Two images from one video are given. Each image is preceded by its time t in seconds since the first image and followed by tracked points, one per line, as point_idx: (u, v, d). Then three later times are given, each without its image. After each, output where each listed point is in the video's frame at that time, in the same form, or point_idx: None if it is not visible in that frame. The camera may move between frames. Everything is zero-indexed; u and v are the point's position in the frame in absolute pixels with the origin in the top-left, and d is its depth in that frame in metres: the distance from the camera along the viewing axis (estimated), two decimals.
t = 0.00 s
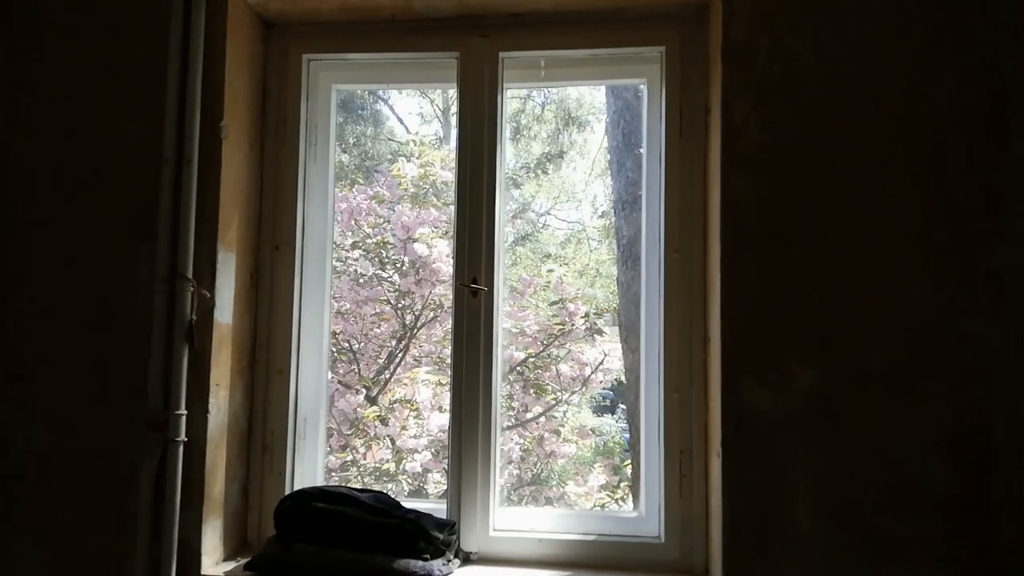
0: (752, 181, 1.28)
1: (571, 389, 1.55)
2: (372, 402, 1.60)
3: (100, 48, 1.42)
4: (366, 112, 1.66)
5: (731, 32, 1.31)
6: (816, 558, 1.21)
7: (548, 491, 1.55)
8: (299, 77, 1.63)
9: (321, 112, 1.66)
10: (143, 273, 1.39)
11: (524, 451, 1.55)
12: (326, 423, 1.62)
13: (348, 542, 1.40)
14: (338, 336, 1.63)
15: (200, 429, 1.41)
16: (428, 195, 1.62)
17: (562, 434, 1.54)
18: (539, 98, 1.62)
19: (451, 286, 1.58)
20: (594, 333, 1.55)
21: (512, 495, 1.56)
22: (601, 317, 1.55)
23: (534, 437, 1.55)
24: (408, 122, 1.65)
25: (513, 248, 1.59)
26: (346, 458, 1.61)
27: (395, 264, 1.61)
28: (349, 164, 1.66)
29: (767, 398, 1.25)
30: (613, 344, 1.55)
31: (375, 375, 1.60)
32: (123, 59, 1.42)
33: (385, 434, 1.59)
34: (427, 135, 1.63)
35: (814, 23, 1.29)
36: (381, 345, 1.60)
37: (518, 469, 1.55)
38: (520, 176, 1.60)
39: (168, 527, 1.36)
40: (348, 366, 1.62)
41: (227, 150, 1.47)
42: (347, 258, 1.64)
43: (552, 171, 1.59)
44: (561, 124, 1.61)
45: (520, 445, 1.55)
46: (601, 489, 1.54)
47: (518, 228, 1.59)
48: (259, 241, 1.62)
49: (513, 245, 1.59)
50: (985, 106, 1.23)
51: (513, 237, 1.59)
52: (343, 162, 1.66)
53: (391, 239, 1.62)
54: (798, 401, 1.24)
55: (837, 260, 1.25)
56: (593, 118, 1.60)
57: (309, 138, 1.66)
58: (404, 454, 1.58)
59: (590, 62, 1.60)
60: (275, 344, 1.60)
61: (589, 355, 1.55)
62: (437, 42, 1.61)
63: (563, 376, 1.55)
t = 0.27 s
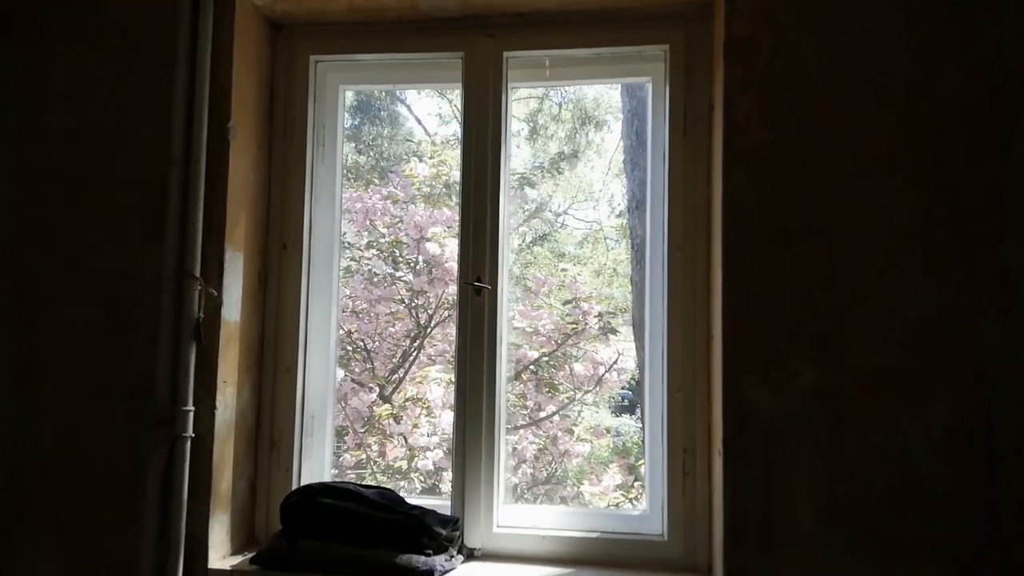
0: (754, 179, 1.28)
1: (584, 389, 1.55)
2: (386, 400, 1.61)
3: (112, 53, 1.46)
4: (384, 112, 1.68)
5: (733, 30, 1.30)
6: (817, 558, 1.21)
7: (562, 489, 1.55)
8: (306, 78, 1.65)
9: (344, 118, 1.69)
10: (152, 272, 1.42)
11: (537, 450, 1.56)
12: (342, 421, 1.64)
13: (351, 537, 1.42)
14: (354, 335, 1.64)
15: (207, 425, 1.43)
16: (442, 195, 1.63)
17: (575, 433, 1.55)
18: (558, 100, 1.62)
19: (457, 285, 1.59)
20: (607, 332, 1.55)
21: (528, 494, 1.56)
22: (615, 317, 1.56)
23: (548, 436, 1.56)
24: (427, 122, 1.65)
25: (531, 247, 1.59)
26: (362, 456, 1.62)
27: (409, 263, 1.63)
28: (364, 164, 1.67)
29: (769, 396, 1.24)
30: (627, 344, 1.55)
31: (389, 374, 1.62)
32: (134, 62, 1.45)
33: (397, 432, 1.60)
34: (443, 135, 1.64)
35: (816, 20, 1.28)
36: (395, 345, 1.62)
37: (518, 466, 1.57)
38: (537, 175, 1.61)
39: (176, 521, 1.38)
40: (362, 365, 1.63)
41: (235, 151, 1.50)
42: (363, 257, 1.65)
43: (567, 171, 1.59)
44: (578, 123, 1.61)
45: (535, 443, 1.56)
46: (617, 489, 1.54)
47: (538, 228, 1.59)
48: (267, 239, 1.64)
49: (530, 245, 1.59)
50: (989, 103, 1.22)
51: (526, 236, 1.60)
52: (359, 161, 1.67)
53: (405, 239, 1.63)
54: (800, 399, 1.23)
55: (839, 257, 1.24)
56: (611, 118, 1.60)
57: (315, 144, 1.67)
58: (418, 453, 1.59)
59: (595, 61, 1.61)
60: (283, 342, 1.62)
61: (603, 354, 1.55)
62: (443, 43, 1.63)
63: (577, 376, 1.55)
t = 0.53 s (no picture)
0: (755, 178, 1.27)
1: (600, 388, 1.54)
2: (400, 398, 1.62)
3: (121, 57, 1.49)
4: (402, 112, 1.68)
5: (733, 27, 1.30)
6: (817, 561, 1.19)
7: (577, 489, 1.55)
8: (312, 79, 1.67)
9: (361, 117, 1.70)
10: (159, 273, 1.44)
11: (552, 450, 1.56)
12: (355, 421, 1.64)
13: (353, 535, 1.43)
14: (369, 334, 1.65)
15: (213, 423, 1.45)
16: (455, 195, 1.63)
17: (590, 433, 1.54)
18: (579, 100, 1.62)
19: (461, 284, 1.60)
20: (622, 331, 1.55)
21: (544, 493, 1.56)
22: (630, 317, 1.55)
23: (563, 436, 1.55)
24: (447, 122, 1.66)
25: (550, 246, 1.59)
26: (379, 454, 1.63)
27: (423, 263, 1.63)
28: (380, 164, 1.67)
29: (769, 396, 1.23)
30: (642, 343, 1.54)
31: (405, 373, 1.62)
32: (142, 66, 1.48)
33: (409, 430, 1.61)
34: (460, 136, 1.64)
35: (817, 17, 1.27)
36: (411, 344, 1.62)
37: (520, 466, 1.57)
38: (555, 173, 1.60)
39: (182, 517, 1.41)
40: (376, 363, 1.64)
41: (240, 153, 1.52)
42: (379, 255, 1.66)
43: (586, 170, 1.59)
44: (596, 122, 1.60)
45: (550, 443, 1.56)
46: (633, 489, 1.54)
47: (558, 227, 1.59)
48: (274, 239, 1.65)
49: (550, 244, 1.59)
50: (993, 100, 1.21)
51: (541, 234, 1.59)
52: (377, 161, 1.68)
53: (418, 238, 1.64)
54: (801, 400, 1.22)
55: (840, 256, 1.23)
56: (630, 116, 1.59)
57: (324, 144, 1.69)
58: (430, 452, 1.60)
59: (598, 60, 1.60)
60: (289, 341, 1.64)
61: (618, 353, 1.55)
62: (446, 43, 1.63)
63: (592, 375, 1.55)
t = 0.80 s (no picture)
0: (757, 175, 1.24)
1: (616, 388, 1.52)
2: (411, 398, 1.60)
3: (123, 58, 1.49)
4: (419, 111, 1.66)
5: (736, 21, 1.27)
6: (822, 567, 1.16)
7: (593, 489, 1.52)
8: (315, 78, 1.66)
9: (374, 115, 1.68)
10: (161, 273, 1.44)
11: (566, 450, 1.53)
12: (365, 421, 1.63)
13: (353, 537, 1.42)
14: (382, 333, 1.63)
15: (214, 425, 1.45)
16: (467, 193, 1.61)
17: (604, 433, 1.52)
18: (599, 99, 1.58)
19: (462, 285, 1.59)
20: (636, 331, 1.52)
21: (559, 494, 1.53)
22: (645, 316, 1.52)
23: (577, 436, 1.52)
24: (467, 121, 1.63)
25: (569, 245, 1.56)
26: (393, 453, 1.61)
27: (435, 262, 1.61)
28: (394, 163, 1.65)
29: (772, 399, 1.20)
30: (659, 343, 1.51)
31: (418, 372, 1.60)
32: (144, 67, 1.48)
33: (420, 430, 1.59)
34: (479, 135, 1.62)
35: (823, 9, 1.24)
36: (424, 344, 1.60)
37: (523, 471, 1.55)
38: (574, 170, 1.57)
39: (184, 519, 1.41)
40: (389, 362, 1.62)
41: (241, 154, 1.51)
42: (392, 254, 1.64)
43: (606, 167, 1.56)
44: (614, 120, 1.57)
45: (565, 443, 1.53)
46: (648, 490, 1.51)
47: (576, 225, 1.56)
48: (277, 239, 1.65)
49: (569, 241, 1.56)
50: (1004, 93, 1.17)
51: (556, 232, 1.56)
52: (392, 161, 1.66)
53: (429, 238, 1.62)
54: (807, 402, 1.19)
55: (845, 254, 1.20)
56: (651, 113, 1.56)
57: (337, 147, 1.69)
58: (440, 452, 1.58)
59: (603, 56, 1.58)
60: (292, 342, 1.63)
61: (633, 353, 1.52)
62: (449, 41, 1.62)
63: (608, 375, 1.52)
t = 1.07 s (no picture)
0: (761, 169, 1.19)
1: (632, 389, 1.47)
2: (421, 398, 1.56)
3: (119, 54, 1.47)
4: (435, 110, 1.62)
5: (741, 9, 1.22)
6: None
7: (607, 491, 1.47)
8: (313, 74, 1.64)
9: (383, 113, 1.65)
10: (157, 272, 1.42)
11: (580, 451, 1.48)
12: (374, 420, 1.59)
13: (350, 541, 1.39)
14: (394, 332, 1.59)
15: (209, 425, 1.43)
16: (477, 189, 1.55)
17: (617, 434, 1.47)
18: (619, 98, 1.53)
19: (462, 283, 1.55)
20: (651, 331, 1.47)
21: (573, 496, 1.49)
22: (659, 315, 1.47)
23: (590, 437, 1.48)
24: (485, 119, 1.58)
25: (587, 243, 1.51)
26: (405, 454, 1.57)
27: (445, 261, 1.57)
28: (407, 161, 1.61)
29: (775, 401, 1.16)
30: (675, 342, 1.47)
31: (430, 371, 1.56)
32: (139, 62, 1.46)
33: (430, 430, 1.55)
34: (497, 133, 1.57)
35: None
36: (436, 343, 1.56)
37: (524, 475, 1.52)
38: (590, 167, 1.52)
39: (178, 521, 1.39)
40: (400, 362, 1.58)
41: (238, 151, 1.49)
42: (404, 254, 1.60)
43: (625, 164, 1.51)
44: (632, 118, 1.52)
45: (578, 444, 1.48)
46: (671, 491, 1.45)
47: (594, 224, 1.51)
48: (276, 236, 1.63)
49: (588, 240, 1.51)
50: (1019, 83, 1.12)
51: (571, 230, 1.52)
52: (405, 159, 1.62)
53: (439, 237, 1.58)
54: (812, 404, 1.15)
55: (851, 250, 1.15)
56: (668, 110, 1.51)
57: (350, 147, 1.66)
58: (445, 456, 1.55)
59: (607, 49, 1.54)
60: (290, 341, 1.61)
61: (648, 353, 1.47)
62: (449, 35, 1.59)
63: (623, 375, 1.48)
